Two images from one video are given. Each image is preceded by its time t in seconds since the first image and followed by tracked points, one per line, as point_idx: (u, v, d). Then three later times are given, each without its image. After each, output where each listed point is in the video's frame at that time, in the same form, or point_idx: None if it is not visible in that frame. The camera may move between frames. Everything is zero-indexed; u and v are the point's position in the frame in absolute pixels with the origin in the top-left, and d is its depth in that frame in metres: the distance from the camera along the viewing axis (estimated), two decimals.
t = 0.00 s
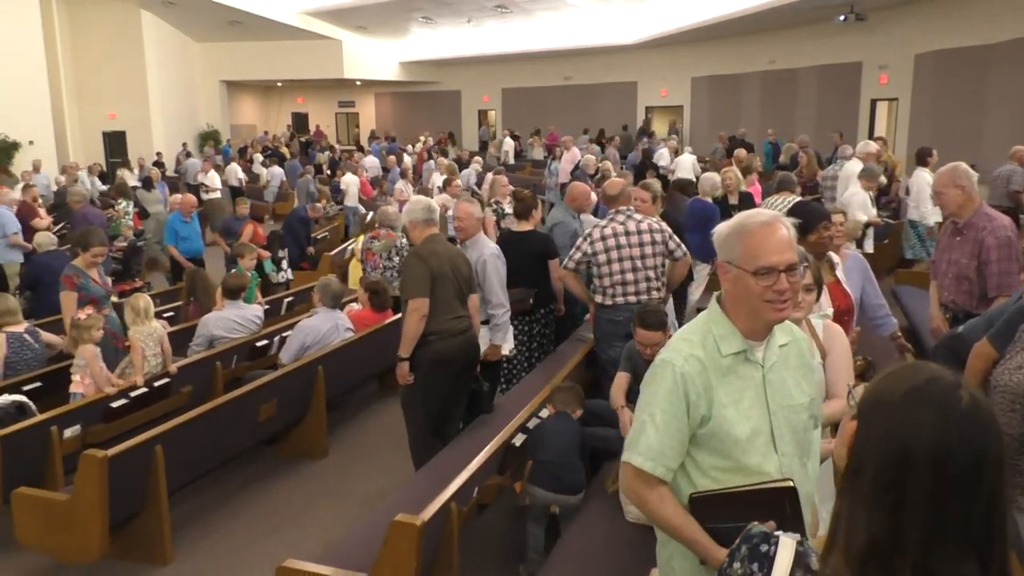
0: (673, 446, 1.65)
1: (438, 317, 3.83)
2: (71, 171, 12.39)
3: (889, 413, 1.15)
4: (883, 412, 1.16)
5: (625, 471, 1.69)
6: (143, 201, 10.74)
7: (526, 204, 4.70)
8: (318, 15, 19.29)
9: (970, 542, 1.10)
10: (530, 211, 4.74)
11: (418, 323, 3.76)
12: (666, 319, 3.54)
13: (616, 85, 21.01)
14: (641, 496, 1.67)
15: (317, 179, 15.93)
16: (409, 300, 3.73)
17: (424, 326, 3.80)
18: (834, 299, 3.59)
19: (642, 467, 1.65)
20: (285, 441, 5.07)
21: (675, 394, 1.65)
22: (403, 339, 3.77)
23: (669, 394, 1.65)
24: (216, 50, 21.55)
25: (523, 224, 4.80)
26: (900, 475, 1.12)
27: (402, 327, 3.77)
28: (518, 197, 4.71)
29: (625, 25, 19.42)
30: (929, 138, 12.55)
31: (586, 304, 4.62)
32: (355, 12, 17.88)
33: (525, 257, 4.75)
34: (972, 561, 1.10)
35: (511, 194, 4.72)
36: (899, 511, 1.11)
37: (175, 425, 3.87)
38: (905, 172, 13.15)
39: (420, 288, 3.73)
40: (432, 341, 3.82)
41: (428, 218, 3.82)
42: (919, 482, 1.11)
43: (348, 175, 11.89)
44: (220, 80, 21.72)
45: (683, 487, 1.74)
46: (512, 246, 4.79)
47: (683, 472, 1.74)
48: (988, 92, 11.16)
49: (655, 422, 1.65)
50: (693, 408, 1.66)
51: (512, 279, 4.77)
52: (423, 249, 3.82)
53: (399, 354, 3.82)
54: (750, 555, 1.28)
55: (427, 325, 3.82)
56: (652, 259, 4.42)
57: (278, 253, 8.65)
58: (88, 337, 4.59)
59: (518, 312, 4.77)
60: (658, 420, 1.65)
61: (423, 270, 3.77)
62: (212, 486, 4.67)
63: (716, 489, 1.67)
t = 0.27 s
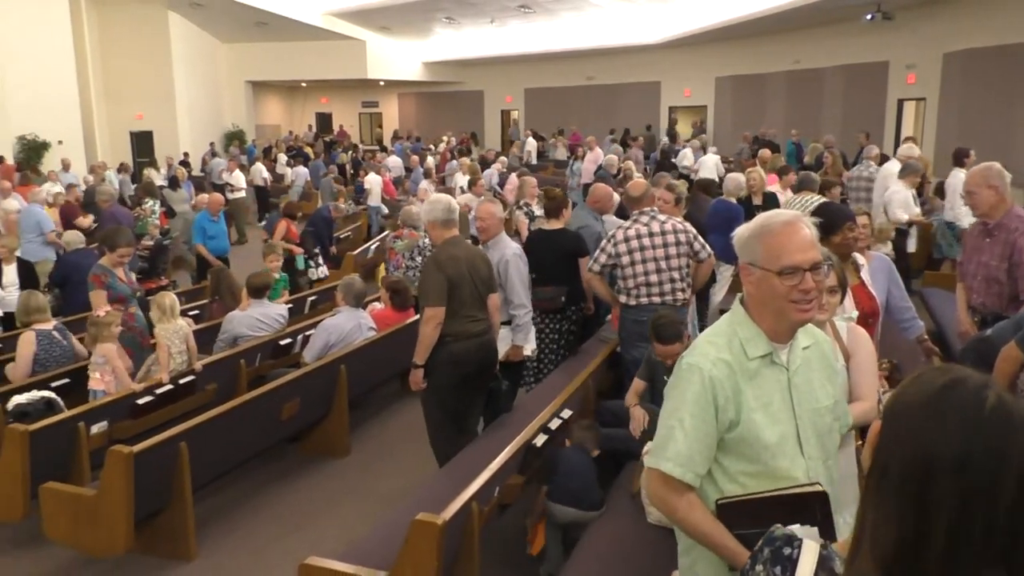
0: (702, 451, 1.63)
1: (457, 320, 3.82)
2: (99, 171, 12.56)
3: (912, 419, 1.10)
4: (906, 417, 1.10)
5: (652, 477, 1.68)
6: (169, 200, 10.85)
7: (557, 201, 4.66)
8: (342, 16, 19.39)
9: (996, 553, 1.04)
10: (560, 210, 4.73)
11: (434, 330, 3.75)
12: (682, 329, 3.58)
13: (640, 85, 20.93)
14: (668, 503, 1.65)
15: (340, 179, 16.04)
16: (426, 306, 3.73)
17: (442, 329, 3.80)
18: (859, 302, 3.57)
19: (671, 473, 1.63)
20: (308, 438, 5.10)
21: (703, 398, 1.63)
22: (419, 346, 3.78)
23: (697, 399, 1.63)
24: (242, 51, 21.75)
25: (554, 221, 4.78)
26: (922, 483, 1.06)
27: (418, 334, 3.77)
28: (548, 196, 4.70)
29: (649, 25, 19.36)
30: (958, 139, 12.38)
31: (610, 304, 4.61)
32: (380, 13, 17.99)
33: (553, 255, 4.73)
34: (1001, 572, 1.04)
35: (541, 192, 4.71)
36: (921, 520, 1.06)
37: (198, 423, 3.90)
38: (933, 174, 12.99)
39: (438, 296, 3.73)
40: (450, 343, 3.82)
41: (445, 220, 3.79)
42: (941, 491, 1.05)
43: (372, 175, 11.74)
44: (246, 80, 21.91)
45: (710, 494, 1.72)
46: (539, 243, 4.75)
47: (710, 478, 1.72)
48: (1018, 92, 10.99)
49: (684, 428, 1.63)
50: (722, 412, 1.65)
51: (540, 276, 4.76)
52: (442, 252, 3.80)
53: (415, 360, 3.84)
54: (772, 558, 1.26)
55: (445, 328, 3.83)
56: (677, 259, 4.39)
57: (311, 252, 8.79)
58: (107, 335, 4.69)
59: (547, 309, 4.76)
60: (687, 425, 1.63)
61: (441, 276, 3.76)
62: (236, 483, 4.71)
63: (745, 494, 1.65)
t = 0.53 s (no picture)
0: (730, 456, 1.62)
1: (474, 324, 3.84)
2: (128, 171, 12.74)
3: (938, 421, 1.07)
4: (934, 419, 1.07)
5: (679, 483, 1.66)
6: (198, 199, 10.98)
7: (593, 200, 4.61)
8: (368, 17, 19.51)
9: None
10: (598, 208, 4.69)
11: (450, 334, 3.78)
12: (691, 327, 3.62)
13: (665, 85, 20.84)
14: (696, 510, 1.63)
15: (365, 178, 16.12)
16: (442, 312, 3.75)
17: (459, 333, 3.82)
18: (887, 304, 3.53)
19: (700, 479, 1.61)
20: (334, 436, 5.15)
21: (732, 402, 1.62)
22: (436, 350, 3.82)
23: (726, 403, 1.62)
24: (269, 52, 21.96)
25: (589, 220, 4.73)
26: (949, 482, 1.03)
27: (435, 339, 3.81)
28: (585, 194, 4.61)
29: (674, 24, 19.29)
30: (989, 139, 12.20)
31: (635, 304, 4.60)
32: (404, 14, 18.10)
33: (588, 253, 4.70)
34: None
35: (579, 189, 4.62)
36: (947, 520, 1.03)
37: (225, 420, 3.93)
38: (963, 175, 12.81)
39: (454, 303, 3.76)
40: (468, 346, 3.84)
41: (463, 222, 3.78)
42: (970, 489, 1.02)
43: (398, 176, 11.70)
44: (272, 81, 22.11)
45: (739, 500, 1.70)
46: (574, 242, 4.71)
47: (739, 484, 1.70)
48: None
49: (713, 434, 1.61)
50: (751, 416, 1.64)
51: (577, 274, 4.76)
52: (460, 257, 3.82)
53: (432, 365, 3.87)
54: (797, 559, 1.26)
55: (462, 332, 3.84)
56: (704, 261, 4.37)
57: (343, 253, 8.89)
58: (134, 331, 4.75)
59: (583, 307, 4.79)
60: (715, 430, 1.61)
61: (457, 282, 3.78)
62: (261, 480, 4.75)
63: (772, 500, 1.63)
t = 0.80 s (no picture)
0: (761, 463, 1.60)
1: (495, 324, 3.83)
2: (157, 171, 12.90)
3: (954, 419, 1.08)
4: (949, 417, 1.08)
5: (707, 491, 1.64)
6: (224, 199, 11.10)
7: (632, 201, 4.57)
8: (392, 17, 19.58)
9: None
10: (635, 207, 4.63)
11: (470, 335, 3.76)
12: (701, 325, 3.61)
13: (690, 84, 20.73)
14: (726, 517, 1.61)
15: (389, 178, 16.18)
16: (462, 312, 3.75)
17: (480, 333, 3.82)
18: (914, 305, 3.47)
19: (731, 486, 1.59)
20: (358, 435, 5.18)
21: (762, 406, 1.60)
22: (457, 351, 3.79)
23: (756, 408, 1.60)
24: (295, 53, 22.13)
25: (626, 219, 4.68)
26: (971, 476, 1.04)
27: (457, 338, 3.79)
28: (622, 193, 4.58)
29: (699, 24, 19.20)
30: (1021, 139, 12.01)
31: (659, 304, 4.57)
32: (428, 14, 18.17)
33: (626, 253, 4.64)
34: None
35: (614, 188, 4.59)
36: (973, 513, 1.04)
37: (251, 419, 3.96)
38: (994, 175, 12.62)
39: (474, 303, 3.74)
40: (488, 346, 3.83)
41: (486, 221, 3.79)
42: (990, 479, 1.03)
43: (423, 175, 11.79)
44: (298, 82, 22.28)
45: (768, 507, 1.68)
46: (611, 240, 4.65)
47: (769, 492, 1.68)
48: None
49: (744, 439, 1.59)
50: (781, 420, 1.62)
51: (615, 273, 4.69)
52: (481, 258, 3.82)
53: (454, 364, 3.85)
54: (823, 567, 1.24)
55: (483, 330, 3.84)
56: (730, 263, 4.36)
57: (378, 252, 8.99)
58: (162, 329, 4.81)
59: (618, 305, 4.76)
60: (746, 437, 1.59)
61: (477, 283, 3.77)
62: (284, 479, 4.78)
63: (803, 506, 1.62)
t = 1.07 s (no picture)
0: (786, 468, 1.59)
1: (512, 322, 3.83)
2: (182, 170, 13.03)
3: (966, 421, 1.08)
4: (961, 420, 1.09)
5: (731, 496, 1.63)
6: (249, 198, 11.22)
7: (660, 200, 4.59)
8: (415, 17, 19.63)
9: None
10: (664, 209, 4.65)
11: (488, 332, 3.79)
12: (726, 326, 3.58)
13: (713, 84, 20.62)
14: (751, 523, 1.60)
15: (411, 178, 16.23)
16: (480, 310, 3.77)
17: (497, 332, 3.83)
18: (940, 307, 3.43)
19: (756, 491, 1.58)
20: (378, 434, 5.20)
21: (787, 411, 1.59)
22: (475, 348, 3.82)
23: (781, 413, 1.59)
24: (318, 54, 22.26)
25: (655, 220, 4.67)
26: (983, 474, 1.03)
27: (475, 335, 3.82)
28: (652, 195, 4.61)
29: (722, 24, 19.10)
30: None
31: (681, 304, 4.55)
32: (450, 14, 18.23)
33: (651, 253, 4.63)
34: None
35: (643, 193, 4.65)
36: (987, 512, 1.02)
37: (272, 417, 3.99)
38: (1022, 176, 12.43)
39: (492, 301, 3.77)
40: (505, 344, 3.83)
41: (510, 220, 3.81)
42: (1004, 477, 1.02)
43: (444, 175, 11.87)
44: (321, 82, 22.41)
45: (793, 511, 1.67)
46: (641, 239, 4.64)
47: (793, 497, 1.67)
48: None
49: (769, 444, 1.58)
50: (806, 425, 1.60)
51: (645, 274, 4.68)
52: (499, 257, 3.84)
53: (472, 361, 3.87)
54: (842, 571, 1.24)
55: (500, 329, 3.84)
56: (753, 265, 4.34)
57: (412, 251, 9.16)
58: (192, 325, 4.84)
59: (645, 305, 4.76)
60: (771, 441, 1.58)
61: (494, 281, 3.79)
62: (305, 477, 4.81)
63: (827, 511, 1.60)
